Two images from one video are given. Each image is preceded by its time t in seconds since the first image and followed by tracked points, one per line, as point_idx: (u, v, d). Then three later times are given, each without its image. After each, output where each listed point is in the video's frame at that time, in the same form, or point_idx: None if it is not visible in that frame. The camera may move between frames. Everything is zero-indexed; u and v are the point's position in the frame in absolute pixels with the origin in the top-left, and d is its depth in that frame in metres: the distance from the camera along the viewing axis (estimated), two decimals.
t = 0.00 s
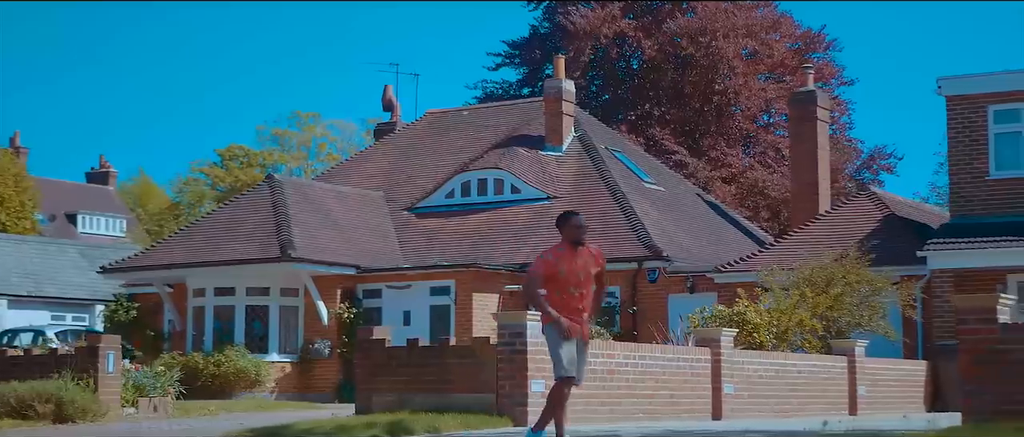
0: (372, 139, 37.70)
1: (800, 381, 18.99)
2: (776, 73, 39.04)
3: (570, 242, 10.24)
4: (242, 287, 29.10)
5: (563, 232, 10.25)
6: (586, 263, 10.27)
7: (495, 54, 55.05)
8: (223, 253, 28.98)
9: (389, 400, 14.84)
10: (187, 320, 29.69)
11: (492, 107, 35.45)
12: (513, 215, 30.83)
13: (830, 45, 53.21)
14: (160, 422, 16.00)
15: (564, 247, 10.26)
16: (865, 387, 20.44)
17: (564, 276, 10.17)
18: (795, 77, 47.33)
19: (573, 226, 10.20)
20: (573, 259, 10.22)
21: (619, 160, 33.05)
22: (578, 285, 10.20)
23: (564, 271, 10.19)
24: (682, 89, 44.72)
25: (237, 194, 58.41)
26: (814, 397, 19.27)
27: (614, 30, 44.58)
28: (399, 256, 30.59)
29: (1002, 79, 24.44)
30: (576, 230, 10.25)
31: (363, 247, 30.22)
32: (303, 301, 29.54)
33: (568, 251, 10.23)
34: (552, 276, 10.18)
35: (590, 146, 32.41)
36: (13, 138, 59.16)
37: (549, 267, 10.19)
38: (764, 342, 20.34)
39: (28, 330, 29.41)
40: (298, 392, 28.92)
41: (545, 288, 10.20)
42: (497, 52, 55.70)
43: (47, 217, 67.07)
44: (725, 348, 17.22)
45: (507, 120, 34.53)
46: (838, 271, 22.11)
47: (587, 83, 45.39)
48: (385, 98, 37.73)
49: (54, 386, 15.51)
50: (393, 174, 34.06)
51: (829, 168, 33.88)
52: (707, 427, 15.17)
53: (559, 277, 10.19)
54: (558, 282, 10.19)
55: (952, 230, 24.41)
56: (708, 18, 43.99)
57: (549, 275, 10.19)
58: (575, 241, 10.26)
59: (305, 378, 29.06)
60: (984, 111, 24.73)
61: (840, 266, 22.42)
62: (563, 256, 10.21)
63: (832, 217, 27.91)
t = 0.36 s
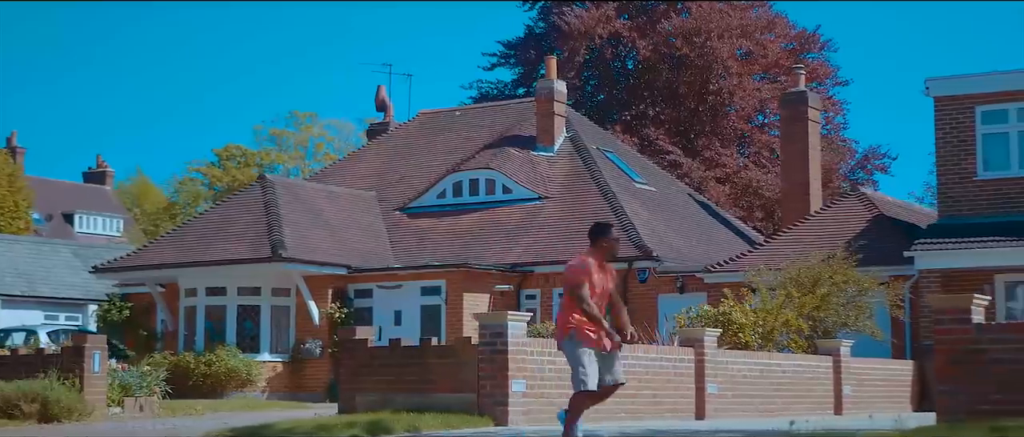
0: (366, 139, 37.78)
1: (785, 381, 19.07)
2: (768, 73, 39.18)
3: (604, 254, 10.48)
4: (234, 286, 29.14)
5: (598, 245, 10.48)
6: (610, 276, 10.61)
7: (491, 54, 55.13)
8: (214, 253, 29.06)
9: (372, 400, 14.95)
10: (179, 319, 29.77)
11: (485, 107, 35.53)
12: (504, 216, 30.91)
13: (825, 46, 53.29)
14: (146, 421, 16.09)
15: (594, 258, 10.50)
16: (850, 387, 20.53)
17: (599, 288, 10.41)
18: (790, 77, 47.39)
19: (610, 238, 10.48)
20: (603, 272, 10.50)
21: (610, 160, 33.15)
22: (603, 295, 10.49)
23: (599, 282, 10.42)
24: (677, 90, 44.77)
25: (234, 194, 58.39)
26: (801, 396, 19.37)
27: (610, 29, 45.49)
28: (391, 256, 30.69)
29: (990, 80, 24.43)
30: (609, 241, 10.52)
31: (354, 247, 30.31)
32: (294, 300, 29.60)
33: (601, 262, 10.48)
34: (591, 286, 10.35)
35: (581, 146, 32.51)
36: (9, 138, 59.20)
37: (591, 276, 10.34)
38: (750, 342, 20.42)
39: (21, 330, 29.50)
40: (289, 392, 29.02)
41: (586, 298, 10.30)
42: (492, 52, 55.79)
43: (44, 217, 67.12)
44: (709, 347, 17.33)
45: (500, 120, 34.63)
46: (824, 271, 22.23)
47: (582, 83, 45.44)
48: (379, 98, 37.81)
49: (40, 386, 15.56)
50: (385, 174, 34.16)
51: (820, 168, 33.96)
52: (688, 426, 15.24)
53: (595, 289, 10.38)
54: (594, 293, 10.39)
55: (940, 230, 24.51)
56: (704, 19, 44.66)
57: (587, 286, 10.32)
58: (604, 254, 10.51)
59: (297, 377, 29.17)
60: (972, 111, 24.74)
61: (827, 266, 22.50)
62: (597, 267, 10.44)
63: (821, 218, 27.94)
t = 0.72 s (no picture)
0: (358, 139, 37.92)
1: (768, 379, 19.22)
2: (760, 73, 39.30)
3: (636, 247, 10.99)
4: (225, 286, 29.22)
5: (629, 238, 10.99)
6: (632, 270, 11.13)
7: (485, 54, 55.24)
8: (206, 253, 29.21)
9: (354, 398, 15.05)
10: (171, 319, 29.89)
11: (477, 108, 35.65)
12: (494, 216, 31.04)
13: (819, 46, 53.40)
14: (131, 420, 16.21)
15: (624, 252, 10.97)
16: (835, 386, 20.65)
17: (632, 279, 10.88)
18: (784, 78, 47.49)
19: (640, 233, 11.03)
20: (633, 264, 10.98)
21: (601, 160, 33.28)
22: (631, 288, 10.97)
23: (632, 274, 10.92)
24: (671, 90, 44.84)
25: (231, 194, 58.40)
26: (784, 395, 19.51)
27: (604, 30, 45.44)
28: (382, 256, 30.83)
29: (977, 80, 24.52)
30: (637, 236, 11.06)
31: (346, 247, 30.46)
32: (286, 301, 29.68)
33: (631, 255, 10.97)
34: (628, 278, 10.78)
35: (572, 146, 32.64)
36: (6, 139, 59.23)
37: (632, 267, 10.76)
38: (734, 341, 20.55)
39: (13, 330, 29.62)
40: (280, 391, 29.14)
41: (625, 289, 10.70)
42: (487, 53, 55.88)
43: (42, 217, 67.16)
44: (691, 346, 17.45)
45: (491, 120, 34.76)
46: (810, 271, 22.34)
47: (576, 84, 45.54)
48: (371, 99, 37.95)
49: (26, 385, 15.64)
50: (377, 174, 34.29)
51: (811, 168, 34.07)
52: (669, 424, 15.35)
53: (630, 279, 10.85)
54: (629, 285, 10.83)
55: (926, 230, 24.64)
56: (698, 19, 44.55)
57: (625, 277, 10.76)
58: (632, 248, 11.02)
59: (288, 377, 29.30)
60: (958, 112, 24.83)
61: (813, 266, 22.61)
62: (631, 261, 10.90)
63: (810, 218, 28.04)
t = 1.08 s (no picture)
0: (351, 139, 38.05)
1: (751, 378, 19.36)
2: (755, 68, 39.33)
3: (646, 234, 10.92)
4: (217, 286, 29.44)
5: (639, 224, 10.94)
6: (652, 258, 11.04)
7: (481, 54, 55.35)
8: (197, 253, 29.34)
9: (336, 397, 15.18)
10: (164, 319, 30.06)
11: (469, 108, 35.76)
12: (485, 216, 31.15)
13: (814, 46, 53.47)
14: (117, 418, 16.34)
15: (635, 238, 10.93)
16: (820, 384, 20.77)
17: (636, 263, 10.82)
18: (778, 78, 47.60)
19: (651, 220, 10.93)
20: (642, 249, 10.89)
21: (593, 160, 33.38)
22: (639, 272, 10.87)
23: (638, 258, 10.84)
24: (666, 90, 44.95)
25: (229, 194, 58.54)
26: (767, 394, 19.64)
27: (600, 30, 45.89)
28: (373, 256, 30.96)
29: (964, 81, 24.58)
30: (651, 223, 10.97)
31: (337, 247, 30.57)
32: (277, 301, 29.84)
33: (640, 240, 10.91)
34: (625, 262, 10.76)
35: (564, 146, 32.75)
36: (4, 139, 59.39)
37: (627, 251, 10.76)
38: (719, 340, 20.65)
39: (5, 330, 29.74)
40: (272, 390, 29.27)
41: (617, 271, 10.72)
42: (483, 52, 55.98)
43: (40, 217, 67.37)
44: (674, 345, 17.56)
45: (483, 120, 34.87)
46: (796, 271, 22.43)
47: (571, 84, 45.65)
48: (365, 99, 38.08)
49: (12, 384, 15.67)
50: (369, 174, 34.42)
51: (802, 168, 34.16)
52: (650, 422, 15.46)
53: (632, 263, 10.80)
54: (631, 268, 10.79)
55: (912, 229, 24.76)
56: (691, 19, 44.68)
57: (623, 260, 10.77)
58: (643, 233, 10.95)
59: (279, 376, 29.36)
60: (945, 112, 24.91)
61: (800, 265, 22.71)
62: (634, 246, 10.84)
63: (799, 217, 28.15)
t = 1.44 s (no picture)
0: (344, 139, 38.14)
1: (735, 376, 19.47)
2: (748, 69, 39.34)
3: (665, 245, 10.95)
4: (208, 286, 29.63)
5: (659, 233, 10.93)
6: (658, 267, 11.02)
7: (476, 54, 55.46)
8: (189, 252, 29.44)
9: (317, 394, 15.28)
10: (155, 318, 30.19)
11: (461, 108, 35.86)
12: (476, 215, 31.25)
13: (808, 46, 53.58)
14: (102, 416, 16.44)
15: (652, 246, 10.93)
16: (804, 383, 20.86)
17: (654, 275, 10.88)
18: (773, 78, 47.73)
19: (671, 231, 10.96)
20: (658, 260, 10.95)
21: (584, 160, 33.47)
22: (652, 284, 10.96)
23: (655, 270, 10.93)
24: (661, 90, 45.00)
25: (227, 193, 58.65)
26: (752, 392, 19.78)
27: (594, 30, 45.77)
28: (364, 255, 31.06)
29: (950, 81, 24.67)
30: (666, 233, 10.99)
31: (328, 246, 30.66)
32: (268, 300, 29.96)
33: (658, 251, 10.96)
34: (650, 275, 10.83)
35: (554, 146, 32.84)
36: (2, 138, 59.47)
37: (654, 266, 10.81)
38: (704, 339, 20.75)
39: None
40: (263, 389, 29.38)
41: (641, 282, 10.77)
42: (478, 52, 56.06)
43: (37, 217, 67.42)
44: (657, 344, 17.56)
45: (475, 120, 34.97)
46: (782, 270, 22.53)
47: (566, 83, 45.84)
48: (357, 99, 38.19)
49: None
50: (361, 174, 34.52)
51: (792, 167, 34.24)
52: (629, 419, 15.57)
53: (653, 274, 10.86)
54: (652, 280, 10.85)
55: (899, 229, 24.84)
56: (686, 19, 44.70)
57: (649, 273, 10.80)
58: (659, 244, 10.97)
59: (270, 375, 29.61)
60: (931, 112, 25.00)
61: (785, 264, 22.81)
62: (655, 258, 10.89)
63: (787, 217, 28.25)
